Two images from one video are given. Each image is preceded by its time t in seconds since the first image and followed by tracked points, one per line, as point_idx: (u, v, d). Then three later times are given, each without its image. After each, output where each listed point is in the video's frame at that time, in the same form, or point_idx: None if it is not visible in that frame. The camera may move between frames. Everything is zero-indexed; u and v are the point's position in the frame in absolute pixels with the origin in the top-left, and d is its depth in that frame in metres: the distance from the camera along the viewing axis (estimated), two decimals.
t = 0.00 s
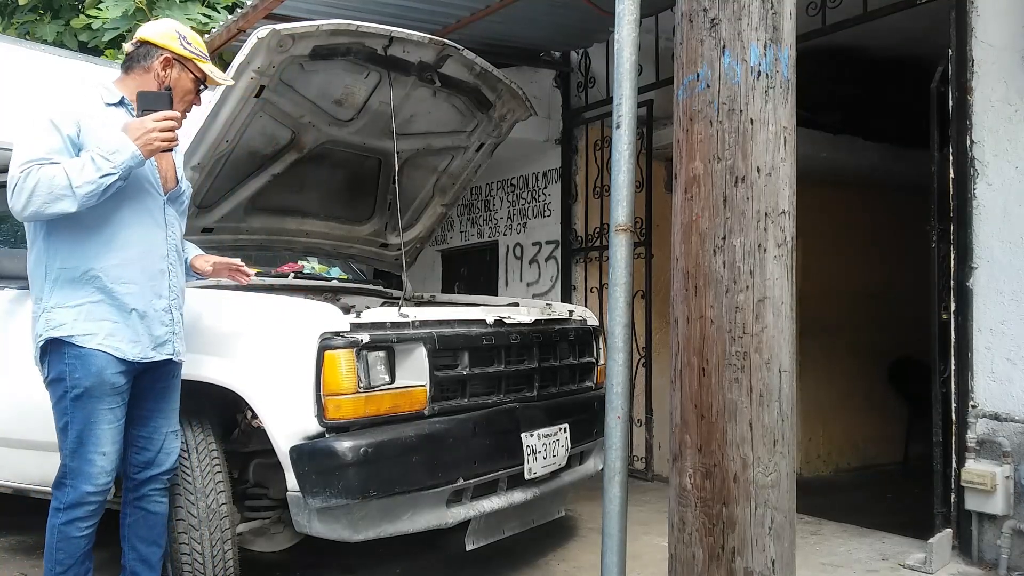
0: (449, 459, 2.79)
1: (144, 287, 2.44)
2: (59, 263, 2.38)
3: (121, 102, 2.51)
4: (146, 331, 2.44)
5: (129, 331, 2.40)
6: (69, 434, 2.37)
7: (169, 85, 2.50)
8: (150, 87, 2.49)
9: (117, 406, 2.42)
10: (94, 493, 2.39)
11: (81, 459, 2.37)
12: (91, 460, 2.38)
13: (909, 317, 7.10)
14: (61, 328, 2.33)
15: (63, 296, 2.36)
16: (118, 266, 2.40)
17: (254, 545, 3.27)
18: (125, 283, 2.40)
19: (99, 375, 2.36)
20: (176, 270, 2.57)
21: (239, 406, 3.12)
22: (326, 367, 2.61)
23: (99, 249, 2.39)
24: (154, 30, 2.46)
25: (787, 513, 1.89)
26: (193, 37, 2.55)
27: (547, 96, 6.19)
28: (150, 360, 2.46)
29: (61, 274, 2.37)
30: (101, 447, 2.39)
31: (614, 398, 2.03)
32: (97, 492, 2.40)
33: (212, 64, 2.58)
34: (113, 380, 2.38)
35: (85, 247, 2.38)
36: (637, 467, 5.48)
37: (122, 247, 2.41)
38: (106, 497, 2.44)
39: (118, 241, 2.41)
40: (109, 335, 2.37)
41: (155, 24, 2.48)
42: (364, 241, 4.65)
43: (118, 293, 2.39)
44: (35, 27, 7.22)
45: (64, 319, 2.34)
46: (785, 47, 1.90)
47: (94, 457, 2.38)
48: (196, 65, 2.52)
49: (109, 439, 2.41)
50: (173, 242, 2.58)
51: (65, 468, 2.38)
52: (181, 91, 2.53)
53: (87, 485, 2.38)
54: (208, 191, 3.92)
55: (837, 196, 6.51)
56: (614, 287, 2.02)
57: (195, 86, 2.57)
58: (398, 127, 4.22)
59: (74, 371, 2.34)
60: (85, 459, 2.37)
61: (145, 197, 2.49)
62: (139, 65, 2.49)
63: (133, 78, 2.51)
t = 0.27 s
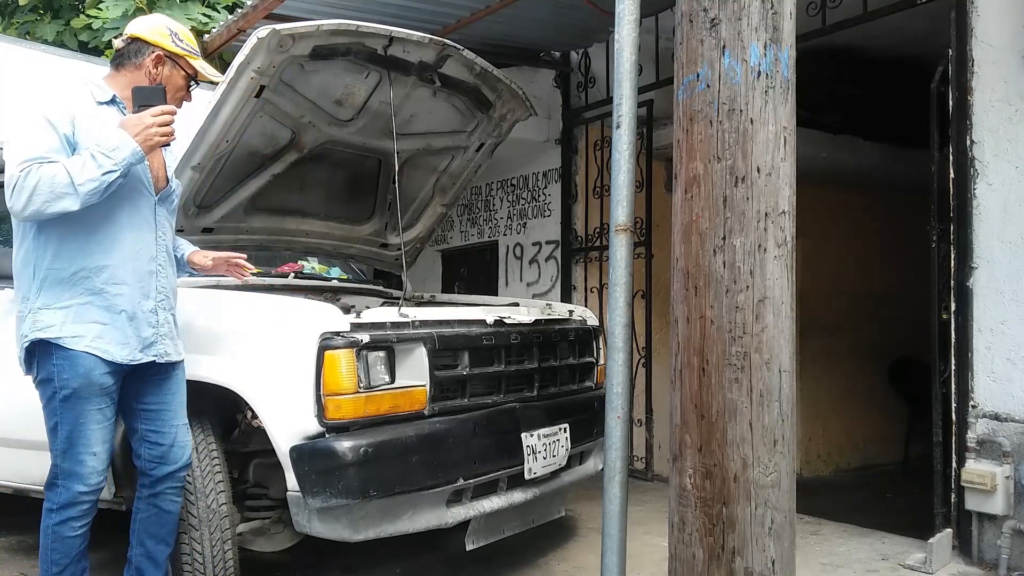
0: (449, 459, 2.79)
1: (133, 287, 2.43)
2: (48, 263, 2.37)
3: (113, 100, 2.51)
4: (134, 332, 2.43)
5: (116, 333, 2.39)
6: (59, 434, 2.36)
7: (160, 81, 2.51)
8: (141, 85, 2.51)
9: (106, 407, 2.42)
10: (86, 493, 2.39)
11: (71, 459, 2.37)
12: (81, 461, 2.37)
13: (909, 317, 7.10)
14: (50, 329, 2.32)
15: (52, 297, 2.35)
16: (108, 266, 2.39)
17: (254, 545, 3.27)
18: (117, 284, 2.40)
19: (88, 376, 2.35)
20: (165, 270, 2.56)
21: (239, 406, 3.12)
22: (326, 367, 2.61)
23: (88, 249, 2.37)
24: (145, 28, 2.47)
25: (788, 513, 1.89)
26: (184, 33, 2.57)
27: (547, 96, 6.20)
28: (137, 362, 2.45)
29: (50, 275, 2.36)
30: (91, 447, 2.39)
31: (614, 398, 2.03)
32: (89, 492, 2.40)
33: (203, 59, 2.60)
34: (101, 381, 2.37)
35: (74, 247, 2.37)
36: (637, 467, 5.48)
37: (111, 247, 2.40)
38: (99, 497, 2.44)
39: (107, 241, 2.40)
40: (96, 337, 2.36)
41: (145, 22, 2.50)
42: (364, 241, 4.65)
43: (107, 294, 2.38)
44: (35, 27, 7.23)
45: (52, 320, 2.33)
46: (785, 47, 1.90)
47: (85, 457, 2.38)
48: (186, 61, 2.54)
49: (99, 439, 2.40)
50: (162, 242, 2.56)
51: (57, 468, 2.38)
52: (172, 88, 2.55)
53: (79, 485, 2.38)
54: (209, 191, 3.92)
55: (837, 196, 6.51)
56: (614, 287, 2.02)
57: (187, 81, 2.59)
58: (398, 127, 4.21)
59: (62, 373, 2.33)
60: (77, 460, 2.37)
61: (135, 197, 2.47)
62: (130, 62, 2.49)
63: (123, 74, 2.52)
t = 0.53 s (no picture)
0: (449, 459, 2.79)
1: (130, 286, 2.41)
2: (47, 261, 2.38)
3: (122, 98, 2.51)
4: (133, 329, 2.41)
5: (111, 329, 2.36)
6: (55, 431, 2.38)
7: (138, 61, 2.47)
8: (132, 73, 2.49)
9: (102, 407, 2.41)
10: (79, 489, 2.40)
11: (66, 455, 2.38)
12: (74, 458, 2.38)
13: (909, 317, 7.10)
14: (44, 327, 2.33)
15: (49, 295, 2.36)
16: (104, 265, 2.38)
17: (254, 545, 3.27)
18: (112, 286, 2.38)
19: (82, 377, 2.34)
20: (170, 267, 2.54)
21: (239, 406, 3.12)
22: (326, 367, 2.60)
23: (85, 248, 2.37)
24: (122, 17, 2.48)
25: (788, 513, 1.89)
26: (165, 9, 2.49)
27: (547, 96, 6.19)
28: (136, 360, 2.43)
29: (48, 272, 2.38)
30: (84, 446, 2.39)
31: (614, 398, 2.03)
32: (81, 489, 2.41)
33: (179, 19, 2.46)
34: (96, 383, 2.37)
35: (71, 246, 2.37)
36: (637, 466, 5.48)
37: (108, 246, 2.39)
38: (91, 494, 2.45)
39: (105, 239, 2.39)
40: (100, 334, 2.35)
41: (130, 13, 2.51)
42: (364, 241, 4.65)
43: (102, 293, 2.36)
44: (35, 27, 7.22)
45: (47, 318, 2.33)
46: (785, 47, 1.90)
47: (78, 456, 2.39)
48: (157, 27, 2.43)
49: (92, 438, 2.41)
50: (167, 239, 2.54)
51: (51, 464, 2.40)
52: (156, 61, 2.46)
53: (71, 482, 2.39)
54: (209, 191, 3.92)
55: (837, 196, 6.51)
56: (614, 287, 2.02)
57: (169, 47, 2.47)
58: (398, 127, 4.21)
59: (59, 372, 2.34)
60: (69, 457, 2.38)
61: (136, 195, 2.46)
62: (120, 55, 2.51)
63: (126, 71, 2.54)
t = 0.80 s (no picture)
0: (449, 459, 2.79)
1: (139, 283, 2.35)
2: (63, 263, 2.35)
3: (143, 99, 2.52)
4: (140, 325, 2.34)
5: (120, 325, 2.32)
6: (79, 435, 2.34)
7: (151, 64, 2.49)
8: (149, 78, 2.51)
9: (124, 407, 2.37)
10: (105, 498, 2.33)
11: (88, 462, 2.32)
12: (99, 463, 2.32)
13: (909, 317, 7.10)
14: (59, 327, 2.30)
15: (63, 294, 2.33)
16: (117, 261, 2.33)
17: (254, 545, 3.27)
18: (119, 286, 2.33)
19: (98, 375, 2.31)
20: (183, 265, 2.46)
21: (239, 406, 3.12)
22: (326, 367, 2.60)
23: (99, 245, 2.33)
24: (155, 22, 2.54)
25: (788, 513, 1.89)
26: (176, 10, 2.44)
27: (547, 96, 6.19)
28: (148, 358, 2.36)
29: (64, 272, 2.34)
30: (109, 449, 2.34)
31: (614, 398, 2.03)
32: (107, 498, 2.33)
33: (179, 17, 2.39)
34: (113, 380, 2.33)
35: (85, 244, 2.34)
36: (637, 466, 5.48)
37: (121, 242, 2.35)
38: (118, 504, 2.37)
39: (118, 236, 2.35)
40: (103, 330, 2.30)
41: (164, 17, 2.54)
42: (364, 241, 4.65)
43: (110, 291, 2.32)
44: (35, 27, 7.22)
45: (61, 318, 2.30)
46: (785, 47, 1.90)
47: (101, 460, 2.33)
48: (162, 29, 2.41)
49: (116, 443, 2.35)
50: (181, 237, 2.46)
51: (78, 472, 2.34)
52: (163, 64, 2.44)
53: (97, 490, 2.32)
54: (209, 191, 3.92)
55: (837, 196, 6.51)
56: (614, 287, 2.02)
57: (172, 47, 2.42)
58: (398, 127, 4.22)
59: (77, 373, 2.32)
60: (91, 461, 2.32)
61: (147, 191, 2.40)
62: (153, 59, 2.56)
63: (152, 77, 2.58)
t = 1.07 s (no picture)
0: (449, 459, 2.79)
1: (139, 287, 2.36)
2: (74, 264, 2.39)
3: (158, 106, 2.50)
4: (139, 329, 2.35)
5: (120, 329, 2.34)
6: (106, 419, 2.34)
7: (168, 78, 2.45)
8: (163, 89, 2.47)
9: (146, 382, 2.35)
10: (141, 473, 2.29)
11: (119, 441, 2.30)
12: (129, 440, 2.29)
13: (909, 317, 7.10)
14: (68, 325, 2.35)
15: (74, 295, 2.38)
16: (117, 264, 2.34)
17: (255, 545, 3.26)
18: (119, 286, 2.34)
19: (114, 356, 2.32)
20: (185, 273, 2.43)
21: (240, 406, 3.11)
22: (326, 366, 2.60)
23: (104, 247, 2.35)
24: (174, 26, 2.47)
25: (788, 513, 1.89)
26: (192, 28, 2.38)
27: (547, 96, 6.19)
28: (146, 363, 2.35)
29: (75, 274, 2.39)
30: (136, 426, 2.31)
31: (614, 398, 2.03)
32: (144, 473, 2.29)
33: (197, 40, 2.34)
34: (129, 358, 2.32)
35: (90, 246, 2.37)
36: (637, 466, 5.48)
37: (122, 245, 2.36)
38: (156, 480, 2.32)
39: (119, 239, 2.36)
40: (107, 331, 2.33)
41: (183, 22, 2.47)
42: (364, 241, 4.63)
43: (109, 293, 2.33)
44: (35, 27, 7.21)
45: (70, 317, 2.35)
46: (785, 47, 1.90)
47: (132, 437, 2.30)
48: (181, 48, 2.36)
49: (146, 418, 2.33)
50: (185, 243, 2.43)
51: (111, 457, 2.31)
52: (176, 83, 2.40)
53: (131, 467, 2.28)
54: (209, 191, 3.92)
55: (837, 196, 6.50)
56: (614, 287, 2.02)
57: (187, 68, 2.37)
58: (398, 127, 4.22)
59: (94, 359, 2.33)
60: (121, 441, 2.30)
61: (151, 196, 2.40)
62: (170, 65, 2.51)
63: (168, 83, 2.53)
